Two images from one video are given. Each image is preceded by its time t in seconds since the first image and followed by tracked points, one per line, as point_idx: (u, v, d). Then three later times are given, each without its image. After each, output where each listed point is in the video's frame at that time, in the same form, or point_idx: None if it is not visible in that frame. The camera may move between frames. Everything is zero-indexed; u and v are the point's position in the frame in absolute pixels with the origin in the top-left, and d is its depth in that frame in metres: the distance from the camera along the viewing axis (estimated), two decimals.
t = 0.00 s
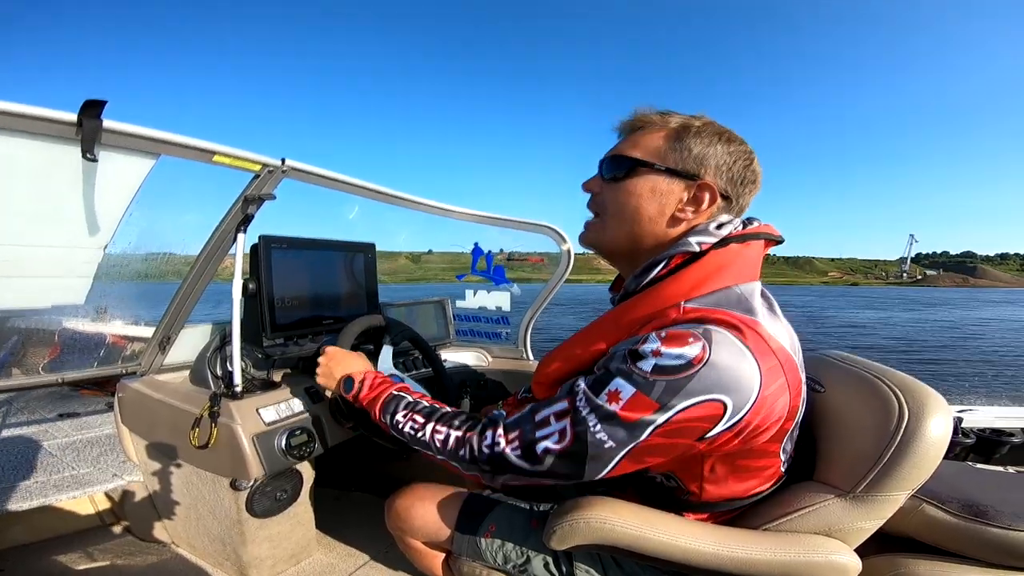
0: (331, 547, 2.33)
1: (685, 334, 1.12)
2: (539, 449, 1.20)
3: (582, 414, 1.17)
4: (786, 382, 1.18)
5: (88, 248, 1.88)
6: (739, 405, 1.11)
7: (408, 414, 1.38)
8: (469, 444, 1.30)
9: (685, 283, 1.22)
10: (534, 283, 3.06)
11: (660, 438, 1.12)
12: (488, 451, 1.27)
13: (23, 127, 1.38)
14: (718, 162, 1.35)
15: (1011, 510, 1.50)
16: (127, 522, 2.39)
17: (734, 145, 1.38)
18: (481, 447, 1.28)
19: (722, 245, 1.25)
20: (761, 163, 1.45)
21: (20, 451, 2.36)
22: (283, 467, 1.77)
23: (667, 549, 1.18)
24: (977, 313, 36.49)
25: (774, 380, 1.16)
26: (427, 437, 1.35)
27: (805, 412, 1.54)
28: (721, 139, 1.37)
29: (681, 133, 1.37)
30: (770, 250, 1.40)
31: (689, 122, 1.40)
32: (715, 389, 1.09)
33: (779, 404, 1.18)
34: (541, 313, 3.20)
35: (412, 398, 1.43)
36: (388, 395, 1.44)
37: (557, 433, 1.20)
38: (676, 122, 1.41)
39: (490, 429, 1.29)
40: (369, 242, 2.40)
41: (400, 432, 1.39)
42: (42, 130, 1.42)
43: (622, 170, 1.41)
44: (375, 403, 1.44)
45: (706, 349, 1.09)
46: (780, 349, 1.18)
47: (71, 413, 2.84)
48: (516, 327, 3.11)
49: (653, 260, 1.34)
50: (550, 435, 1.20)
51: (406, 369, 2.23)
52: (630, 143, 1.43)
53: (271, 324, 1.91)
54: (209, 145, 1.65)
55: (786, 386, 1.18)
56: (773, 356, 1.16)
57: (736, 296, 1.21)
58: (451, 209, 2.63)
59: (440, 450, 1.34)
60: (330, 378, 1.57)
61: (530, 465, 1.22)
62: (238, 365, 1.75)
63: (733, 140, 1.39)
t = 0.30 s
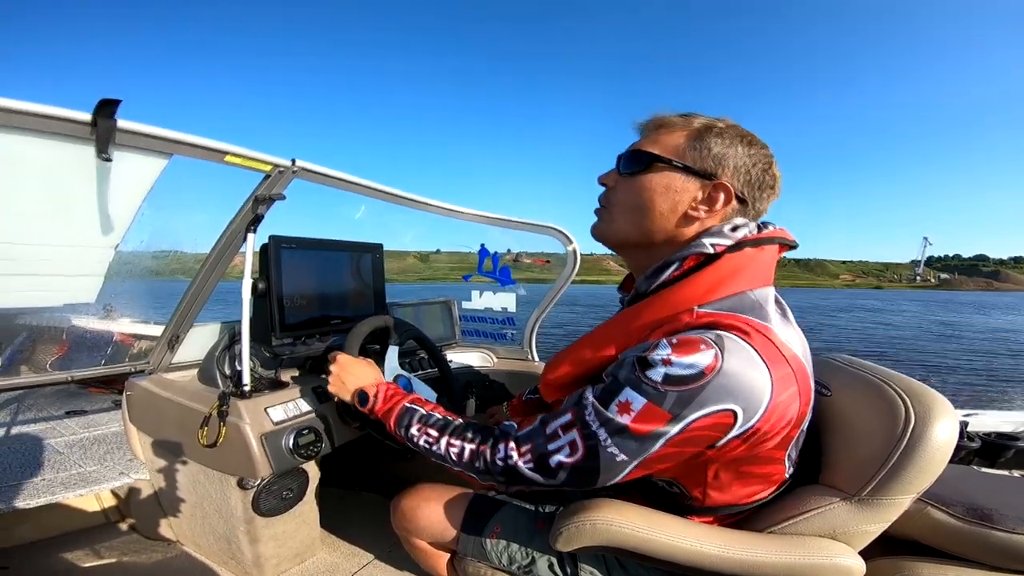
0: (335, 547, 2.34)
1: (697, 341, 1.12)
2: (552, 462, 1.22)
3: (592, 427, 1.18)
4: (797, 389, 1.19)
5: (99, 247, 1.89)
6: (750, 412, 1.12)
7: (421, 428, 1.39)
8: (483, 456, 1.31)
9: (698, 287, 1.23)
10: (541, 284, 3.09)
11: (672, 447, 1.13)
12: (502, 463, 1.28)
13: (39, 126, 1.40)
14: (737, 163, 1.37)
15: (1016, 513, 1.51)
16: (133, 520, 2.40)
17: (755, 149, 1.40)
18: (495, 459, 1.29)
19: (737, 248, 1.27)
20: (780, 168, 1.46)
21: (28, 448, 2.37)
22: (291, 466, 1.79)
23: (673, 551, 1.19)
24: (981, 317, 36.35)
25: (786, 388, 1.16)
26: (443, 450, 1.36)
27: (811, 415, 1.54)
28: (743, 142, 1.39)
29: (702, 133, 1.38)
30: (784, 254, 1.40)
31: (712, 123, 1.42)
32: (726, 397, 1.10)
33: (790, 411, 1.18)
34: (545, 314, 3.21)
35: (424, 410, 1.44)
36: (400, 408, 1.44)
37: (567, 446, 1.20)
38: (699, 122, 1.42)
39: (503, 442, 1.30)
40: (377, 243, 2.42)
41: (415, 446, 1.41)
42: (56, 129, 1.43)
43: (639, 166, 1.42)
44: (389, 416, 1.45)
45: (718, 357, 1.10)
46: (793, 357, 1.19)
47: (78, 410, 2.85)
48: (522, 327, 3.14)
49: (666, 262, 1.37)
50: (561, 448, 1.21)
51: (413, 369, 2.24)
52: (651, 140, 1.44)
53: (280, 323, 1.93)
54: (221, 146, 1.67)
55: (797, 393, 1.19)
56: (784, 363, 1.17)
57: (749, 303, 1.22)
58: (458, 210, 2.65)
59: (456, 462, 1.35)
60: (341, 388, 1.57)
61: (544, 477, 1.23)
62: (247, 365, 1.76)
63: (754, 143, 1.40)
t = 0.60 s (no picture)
0: (334, 545, 2.35)
1: (702, 359, 1.11)
2: (566, 480, 1.22)
3: (601, 448, 1.18)
4: (801, 400, 1.20)
5: (99, 245, 1.89)
6: (755, 429, 1.13)
7: (435, 446, 1.40)
8: (497, 474, 1.31)
9: (702, 302, 1.22)
10: (541, 285, 3.08)
11: (680, 461, 1.15)
12: (517, 481, 1.28)
13: (40, 123, 1.40)
14: (749, 174, 1.35)
15: (1014, 515, 1.51)
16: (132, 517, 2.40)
17: (755, 152, 1.39)
18: (510, 477, 1.29)
19: (741, 260, 1.28)
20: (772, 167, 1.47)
21: (28, 446, 2.38)
22: (290, 465, 1.79)
23: (672, 550, 1.19)
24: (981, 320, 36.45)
25: (791, 400, 1.17)
26: (457, 468, 1.36)
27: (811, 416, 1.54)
28: (748, 148, 1.37)
29: (722, 145, 1.31)
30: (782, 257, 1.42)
31: (720, 127, 1.34)
32: (734, 413, 1.10)
33: (794, 420, 1.20)
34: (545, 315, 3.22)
35: (436, 428, 1.44)
36: (412, 426, 1.45)
37: (578, 464, 1.21)
38: (708, 126, 1.33)
39: (516, 460, 1.29)
40: (378, 242, 2.42)
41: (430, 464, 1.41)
42: (58, 127, 1.43)
43: (669, 188, 1.27)
44: (402, 433, 1.46)
45: (724, 377, 1.09)
46: (795, 369, 1.20)
47: (78, 408, 2.86)
48: (521, 328, 3.14)
49: (672, 275, 1.33)
50: (573, 467, 1.22)
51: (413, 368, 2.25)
52: (668, 150, 1.29)
53: (280, 321, 1.93)
54: (222, 144, 1.67)
55: (801, 404, 1.20)
56: (788, 376, 1.17)
57: (753, 315, 1.23)
58: (458, 210, 2.65)
59: (471, 479, 1.35)
60: (348, 405, 1.58)
61: (556, 493, 1.25)
62: (247, 363, 1.77)
63: (753, 146, 1.39)
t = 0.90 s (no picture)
0: (333, 548, 2.34)
1: (698, 375, 1.09)
2: (562, 493, 1.22)
3: (595, 463, 1.17)
4: (801, 410, 1.19)
5: (91, 250, 1.88)
6: (753, 443, 1.12)
7: (433, 457, 1.39)
8: (494, 485, 1.31)
9: (697, 313, 1.21)
10: (536, 287, 3.07)
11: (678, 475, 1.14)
12: (514, 492, 1.27)
13: (28, 130, 1.39)
14: (737, 174, 1.35)
15: (1013, 512, 1.50)
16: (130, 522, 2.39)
17: (741, 151, 1.38)
18: (507, 489, 1.28)
19: (734, 265, 1.27)
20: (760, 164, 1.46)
21: (24, 452, 2.37)
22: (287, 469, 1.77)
23: (668, 552, 1.18)
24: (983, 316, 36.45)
25: (790, 411, 1.16)
26: (455, 479, 1.36)
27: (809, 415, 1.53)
28: (735, 147, 1.35)
29: (707, 145, 1.30)
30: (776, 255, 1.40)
31: (701, 125, 1.32)
32: (732, 429, 1.09)
33: (794, 431, 1.19)
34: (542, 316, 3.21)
35: (433, 438, 1.43)
36: (410, 438, 1.45)
37: (575, 478, 1.21)
38: (693, 125, 1.31)
39: (513, 472, 1.29)
40: (372, 245, 2.42)
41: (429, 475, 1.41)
42: (47, 133, 1.43)
43: (656, 194, 1.25)
44: (401, 443, 1.46)
45: (721, 394, 1.08)
46: (795, 379, 1.19)
47: (75, 414, 2.85)
48: (517, 330, 3.12)
49: (664, 284, 1.33)
50: (569, 480, 1.21)
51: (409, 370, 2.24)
52: (654, 154, 1.27)
53: (273, 326, 1.92)
54: (213, 149, 1.66)
55: (801, 414, 1.19)
56: (787, 388, 1.16)
57: (748, 325, 1.22)
58: (453, 211, 2.64)
59: (469, 490, 1.35)
60: (347, 416, 1.56)
61: (553, 505, 1.24)
62: (240, 367, 1.76)
63: (739, 144, 1.38)
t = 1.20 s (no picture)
0: (331, 544, 2.34)
1: (698, 377, 1.08)
2: (561, 492, 1.21)
3: (594, 464, 1.17)
4: (802, 411, 1.18)
5: (87, 244, 1.87)
6: (754, 445, 1.11)
7: (429, 453, 1.38)
8: (490, 483, 1.30)
9: (697, 314, 1.22)
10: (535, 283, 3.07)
11: (678, 475, 1.14)
12: (510, 490, 1.27)
13: (25, 123, 1.38)
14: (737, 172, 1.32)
15: (1011, 509, 1.50)
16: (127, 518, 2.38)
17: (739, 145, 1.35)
18: (504, 487, 1.28)
19: (734, 267, 1.29)
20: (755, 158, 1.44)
21: (21, 448, 2.36)
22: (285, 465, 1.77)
23: (666, 548, 1.18)
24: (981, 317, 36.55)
25: (791, 412, 1.15)
26: (451, 475, 1.35)
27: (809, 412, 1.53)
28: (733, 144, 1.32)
29: (712, 146, 1.25)
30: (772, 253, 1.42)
31: (706, 122, 1.25)
32: (733, 431, 1.08)
33: (795, 431, 1.18)
34: (541, 312, 3.21)
35: (430, 434, 1.42)
36: (406, 435, 1.44)
37: (573, 477, 1.20)
38: (698, 124, 1.24)
39: (509, 469, 1.28)
40: (370, 239, 2.40)
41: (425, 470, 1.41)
42: (44, 126, 1.42)
43: (668, 207, 1.20)
44: (397, 439, 1.45)
45: (721, 396, 1.07)
46: (795, 379, 1.19)
47: (72, 410, 2.83)
48: (516, 324, 3.12)
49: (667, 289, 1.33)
50: (568, 479, 1.21)
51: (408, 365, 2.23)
52: (663, 162, 1.21)
53: (272, 320, 1.92)
54: (211, 142, 1.65)
55: (802, 415, 1.18)
56: (787, 389, 1.15)
57: (748, 324, 1.21)
58: (452, 207, 2.63)
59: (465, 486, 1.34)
60: (345, 412, 1.56)
61: (551, 504, 1.24)
62: (238, 362, 1.74)
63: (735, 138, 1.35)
